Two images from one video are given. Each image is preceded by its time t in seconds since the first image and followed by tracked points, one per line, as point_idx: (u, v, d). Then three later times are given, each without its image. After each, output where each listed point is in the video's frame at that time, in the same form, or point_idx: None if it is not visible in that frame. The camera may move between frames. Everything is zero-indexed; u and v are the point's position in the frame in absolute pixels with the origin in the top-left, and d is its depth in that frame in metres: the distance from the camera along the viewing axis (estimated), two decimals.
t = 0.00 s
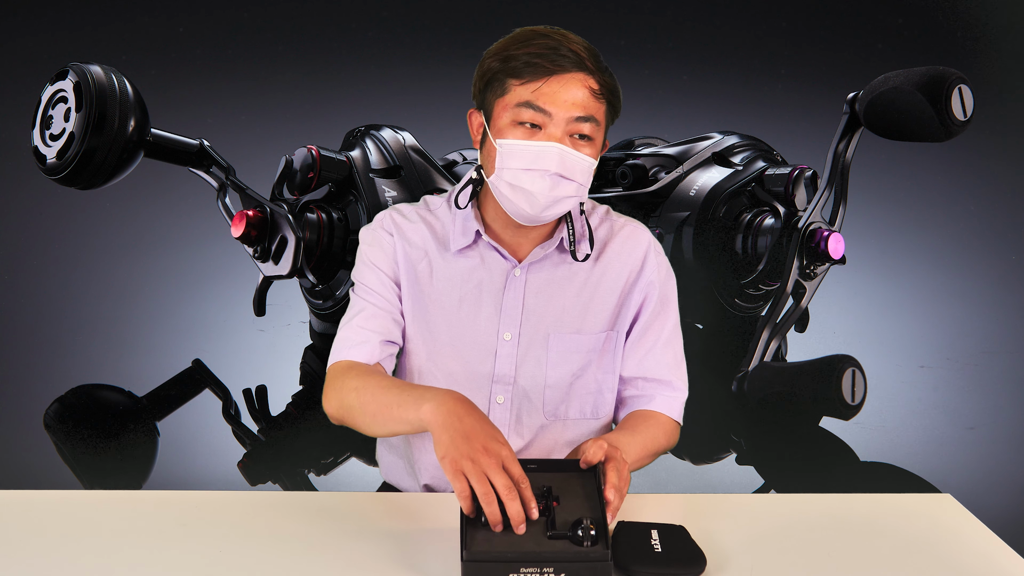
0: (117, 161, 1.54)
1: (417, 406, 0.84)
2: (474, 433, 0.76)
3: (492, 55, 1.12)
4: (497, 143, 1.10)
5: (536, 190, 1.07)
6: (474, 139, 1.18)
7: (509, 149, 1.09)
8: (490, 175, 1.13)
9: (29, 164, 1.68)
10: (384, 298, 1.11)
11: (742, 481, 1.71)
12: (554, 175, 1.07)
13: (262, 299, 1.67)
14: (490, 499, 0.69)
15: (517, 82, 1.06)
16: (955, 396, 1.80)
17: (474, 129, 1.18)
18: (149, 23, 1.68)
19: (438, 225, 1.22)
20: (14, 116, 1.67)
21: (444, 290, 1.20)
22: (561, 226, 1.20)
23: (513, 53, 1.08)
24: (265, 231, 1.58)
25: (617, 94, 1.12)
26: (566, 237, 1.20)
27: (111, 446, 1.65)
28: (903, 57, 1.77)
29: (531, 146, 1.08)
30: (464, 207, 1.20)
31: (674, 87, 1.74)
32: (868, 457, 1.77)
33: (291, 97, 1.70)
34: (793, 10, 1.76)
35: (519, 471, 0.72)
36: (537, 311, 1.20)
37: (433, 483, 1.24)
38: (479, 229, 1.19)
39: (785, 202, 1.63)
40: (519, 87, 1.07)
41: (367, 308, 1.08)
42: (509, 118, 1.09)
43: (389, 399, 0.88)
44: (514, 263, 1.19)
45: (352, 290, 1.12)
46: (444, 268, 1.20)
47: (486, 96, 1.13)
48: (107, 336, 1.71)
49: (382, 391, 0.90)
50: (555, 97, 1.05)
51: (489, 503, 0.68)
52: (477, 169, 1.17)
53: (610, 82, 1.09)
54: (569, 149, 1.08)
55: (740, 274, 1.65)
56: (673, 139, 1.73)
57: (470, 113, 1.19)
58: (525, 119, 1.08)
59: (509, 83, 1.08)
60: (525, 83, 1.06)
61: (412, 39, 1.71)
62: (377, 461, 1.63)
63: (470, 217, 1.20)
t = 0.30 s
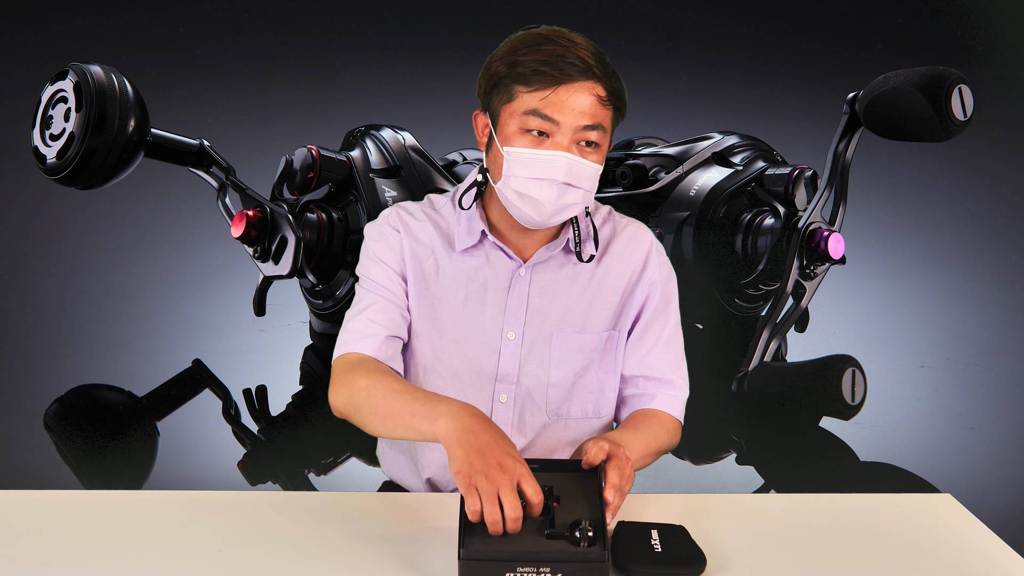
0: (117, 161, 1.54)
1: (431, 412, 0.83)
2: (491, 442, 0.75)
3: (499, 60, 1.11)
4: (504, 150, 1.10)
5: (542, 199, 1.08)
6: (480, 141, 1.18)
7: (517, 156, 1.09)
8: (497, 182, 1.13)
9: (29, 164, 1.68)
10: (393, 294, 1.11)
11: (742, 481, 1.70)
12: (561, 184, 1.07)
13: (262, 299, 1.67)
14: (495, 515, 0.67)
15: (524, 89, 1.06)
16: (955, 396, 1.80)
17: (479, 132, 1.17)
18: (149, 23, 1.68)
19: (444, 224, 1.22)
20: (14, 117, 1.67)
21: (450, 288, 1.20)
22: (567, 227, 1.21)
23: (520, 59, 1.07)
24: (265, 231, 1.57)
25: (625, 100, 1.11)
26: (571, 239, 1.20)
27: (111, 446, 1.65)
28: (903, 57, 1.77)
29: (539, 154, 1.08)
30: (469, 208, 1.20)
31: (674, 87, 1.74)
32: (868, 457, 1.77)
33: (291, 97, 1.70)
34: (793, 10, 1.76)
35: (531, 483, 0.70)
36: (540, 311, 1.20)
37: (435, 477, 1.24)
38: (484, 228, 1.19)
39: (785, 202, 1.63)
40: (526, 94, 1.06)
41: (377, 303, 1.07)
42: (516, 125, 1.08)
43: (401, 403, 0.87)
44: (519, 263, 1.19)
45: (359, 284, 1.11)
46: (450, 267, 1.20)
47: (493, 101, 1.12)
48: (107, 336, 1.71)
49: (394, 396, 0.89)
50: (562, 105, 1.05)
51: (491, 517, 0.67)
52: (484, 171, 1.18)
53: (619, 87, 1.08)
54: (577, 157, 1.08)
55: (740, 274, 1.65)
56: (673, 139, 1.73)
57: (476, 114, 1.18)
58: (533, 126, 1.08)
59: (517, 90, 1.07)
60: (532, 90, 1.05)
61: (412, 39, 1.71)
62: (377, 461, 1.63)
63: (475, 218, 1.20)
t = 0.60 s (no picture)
0: (117, 161, 1.54)
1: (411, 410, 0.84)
2: (467, 427, 0.76)
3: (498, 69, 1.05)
4: (499, 167, 1.08)
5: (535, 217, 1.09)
6: (478, 142, 1.16)
7: (512, 175, 1.07)
8: (493, 192, 1.13)
9: (29, 164, 1.68)
10: (388, 295, 1.11)
11: (743, 481, 1.72)
12: (554, 205, 1.08)
13: (262, 299, 1.67)
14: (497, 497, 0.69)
15: (522, 110, 1.02)
16: (955, 396, 1.80)
17: (479, 132, 1.16)
18: (149, 23, 1.68)
19: (440, 224, 1.22)
20: (14, 117, 1.67)
21: (447, 288, 1.20)
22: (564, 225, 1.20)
23: (519, 75, 1.02)
24: (265, 231, 1.59)
25: (626, 112, 1.06)
26: (569, 238, 1.20)
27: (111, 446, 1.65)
28: (903, 57, 1.77)
29: (533, 175, 1.06)
30: (465, 208, 1.20)
31: (674, 87, 1.74)
32: (868, 457, 1.77)
33: (291, 97, 1.70)
34: (794, 10, 1.76)
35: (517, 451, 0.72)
36: (539, 310, 1.20)
37: (433, 477, 1.24)
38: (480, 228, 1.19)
39: (785, 202, 1.63)
40: (523, 115, 1.02)
41: (372, 304, 1.07)
42: (511, 144, 1.05)
43: (382, 403, 0.88)
44: (516, 263, 1.20)
45: (355, 288, 1.12)
46: (447, 266, 1.20)
47: (490, 108, 1.08)
48: (107, 336, 1.71)
49: (375, 395, 0.90)
50: (560, 130, 1.01)
51: (491, 499, 0.69)
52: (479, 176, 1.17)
53: (620, 107, 1.04)
54: (571, 178, 1.07)
55: (740, 273, 1.65)
56: (673, 139, 1.73)
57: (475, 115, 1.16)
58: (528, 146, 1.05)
59: (514, 108, 1.03)
60: (530, 113, 1.01)
61: (412, 39, 1.71)
62: (378, 461, 1.63)
63: (471, 219, 1.20)
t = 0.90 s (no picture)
0: (117, 162, 1.54)
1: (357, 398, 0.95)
2: (392, 394, 0.87)
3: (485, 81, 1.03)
4: (488, 179, 1.07)
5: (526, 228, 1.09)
6: (471, 151, 1.15)
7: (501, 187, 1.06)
8: (484, 203, 1.12)
9: (29, 164, 1.68)
10: (368, 306, 1.16)
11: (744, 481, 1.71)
12: (543, 216, 1.07)
13: (262, 299, 1.67)
14: (422, 453, 0.83)
15: (509, 123, 1.00)
16: (955, 396, 1.80)
17: (472, 140, 1.14)
18: (149, 23, 1.68)
19: (433, 226, 1.22)
20: (14, 117, 1.67)
21: (441, 288, 1.20)
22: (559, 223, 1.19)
23: (507, 87, 1.00)
24: (265, 231, 1.57)
25: (616, 118, 1.05)
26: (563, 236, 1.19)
27: (110, 446, 1.65)
28: (903, 57, 1.77)
29: (521, 187, 1.05)
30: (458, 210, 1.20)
31: (674, 87, 1.74)
32: (868, 457, 1.77)
33: (291, 97, 1.70)
34: (794, 10, 1.76)
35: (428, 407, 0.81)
36: (536, 308, 1.20)
37: (433, 486, 1.21)
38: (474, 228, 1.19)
39: (785, 202, 1.62)
40: (510, 128, 1.00)
41: (348, 314, 1.13)
42: (499, 157, 1.04)
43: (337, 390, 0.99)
44: (512, 261, 1.19)
45: (340, 296, 1.17)
46: (441, 267, 1.20)
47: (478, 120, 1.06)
48: (107, 336, 1.71)
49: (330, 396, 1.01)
50: (548, 143, 1.00)
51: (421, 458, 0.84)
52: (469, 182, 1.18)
53: (609, 117, 1.02)
54: (560, 189, 1.06)
55: (740, 273, 1.65)
56: (673, 139, 1.73)
57: (466, 125, 1.15)
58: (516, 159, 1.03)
59: (501, 121, 1.01)
60: (516, 126, 1.00)
61: (412, 39, 1.71)
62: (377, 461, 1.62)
63: (464, 219, 1.20)
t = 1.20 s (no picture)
0: (117, 161, 1.52)
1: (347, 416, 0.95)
2: (380, 418, 0.87)
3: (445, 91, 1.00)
4: (464, 186, 1.06)
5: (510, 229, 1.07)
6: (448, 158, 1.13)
7: (477, 193, 1.05)
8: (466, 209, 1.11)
9: (28, 164, 1.68)
10: (357, 315, 1.16)
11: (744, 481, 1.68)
12: (523, 217, 1.05)
13: (262, 299, 1.66)
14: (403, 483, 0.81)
15: (473, 131, 0.98)
16: (955, 396, 1.80)
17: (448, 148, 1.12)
18: (149, 23, 1.68)
19: (423, 228, 1.22)
20: (14, 117, 1.68)
21: (433, 290, 1.20)
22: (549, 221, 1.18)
23: (469, 92, 0.97)
24: (265, 231, 1.56)
25: (585, 108, 1.02)
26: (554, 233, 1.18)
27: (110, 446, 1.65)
28: (903, 57, 1.77)
29: (496, 191, 1.03)
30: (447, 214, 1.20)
31: (674, 87, 1.74)
32: (868, 457, 1.77)
33: (291, 97, 1.70)
34: (794, 10, 1.76)
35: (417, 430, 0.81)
36: (529, 307, 1.20)
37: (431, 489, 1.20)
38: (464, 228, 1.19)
39: (785, 202, 1.62)
40: (476, 136, 0.98)
41: (338, 324, 1.14)
42: (470, 164, 1.02)
43: (329, 406, 0.99)
44: (503, 260, 1.19)
45: (331, 306, 1.17)
46: (432, 269, 1.20)
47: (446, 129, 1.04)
48: (107, 336, 1.71)
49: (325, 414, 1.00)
50: (516, 144, 0.98)
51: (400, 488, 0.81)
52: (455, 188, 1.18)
53: (576, 108, 0.99)
54: (537, 188, 1.03)
55: (740, 274, 1.65)
56: (673, 139, 1.74)
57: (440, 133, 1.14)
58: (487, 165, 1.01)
59: (466, 130, 0.99)
60: (482, 133, 0.97)
61: (412, 39, 1.71)
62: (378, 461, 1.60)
63: (455, 219, 1.20)
